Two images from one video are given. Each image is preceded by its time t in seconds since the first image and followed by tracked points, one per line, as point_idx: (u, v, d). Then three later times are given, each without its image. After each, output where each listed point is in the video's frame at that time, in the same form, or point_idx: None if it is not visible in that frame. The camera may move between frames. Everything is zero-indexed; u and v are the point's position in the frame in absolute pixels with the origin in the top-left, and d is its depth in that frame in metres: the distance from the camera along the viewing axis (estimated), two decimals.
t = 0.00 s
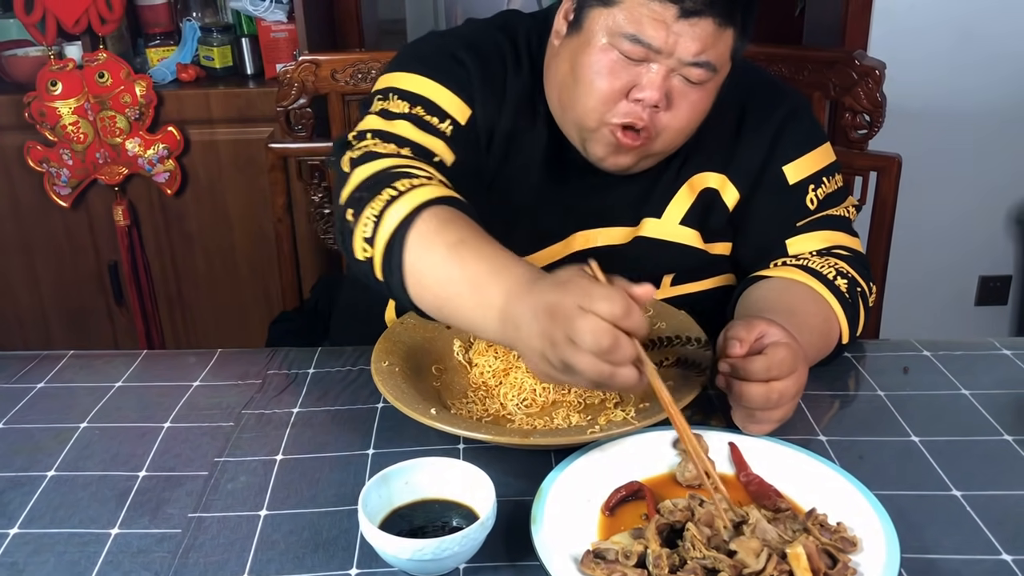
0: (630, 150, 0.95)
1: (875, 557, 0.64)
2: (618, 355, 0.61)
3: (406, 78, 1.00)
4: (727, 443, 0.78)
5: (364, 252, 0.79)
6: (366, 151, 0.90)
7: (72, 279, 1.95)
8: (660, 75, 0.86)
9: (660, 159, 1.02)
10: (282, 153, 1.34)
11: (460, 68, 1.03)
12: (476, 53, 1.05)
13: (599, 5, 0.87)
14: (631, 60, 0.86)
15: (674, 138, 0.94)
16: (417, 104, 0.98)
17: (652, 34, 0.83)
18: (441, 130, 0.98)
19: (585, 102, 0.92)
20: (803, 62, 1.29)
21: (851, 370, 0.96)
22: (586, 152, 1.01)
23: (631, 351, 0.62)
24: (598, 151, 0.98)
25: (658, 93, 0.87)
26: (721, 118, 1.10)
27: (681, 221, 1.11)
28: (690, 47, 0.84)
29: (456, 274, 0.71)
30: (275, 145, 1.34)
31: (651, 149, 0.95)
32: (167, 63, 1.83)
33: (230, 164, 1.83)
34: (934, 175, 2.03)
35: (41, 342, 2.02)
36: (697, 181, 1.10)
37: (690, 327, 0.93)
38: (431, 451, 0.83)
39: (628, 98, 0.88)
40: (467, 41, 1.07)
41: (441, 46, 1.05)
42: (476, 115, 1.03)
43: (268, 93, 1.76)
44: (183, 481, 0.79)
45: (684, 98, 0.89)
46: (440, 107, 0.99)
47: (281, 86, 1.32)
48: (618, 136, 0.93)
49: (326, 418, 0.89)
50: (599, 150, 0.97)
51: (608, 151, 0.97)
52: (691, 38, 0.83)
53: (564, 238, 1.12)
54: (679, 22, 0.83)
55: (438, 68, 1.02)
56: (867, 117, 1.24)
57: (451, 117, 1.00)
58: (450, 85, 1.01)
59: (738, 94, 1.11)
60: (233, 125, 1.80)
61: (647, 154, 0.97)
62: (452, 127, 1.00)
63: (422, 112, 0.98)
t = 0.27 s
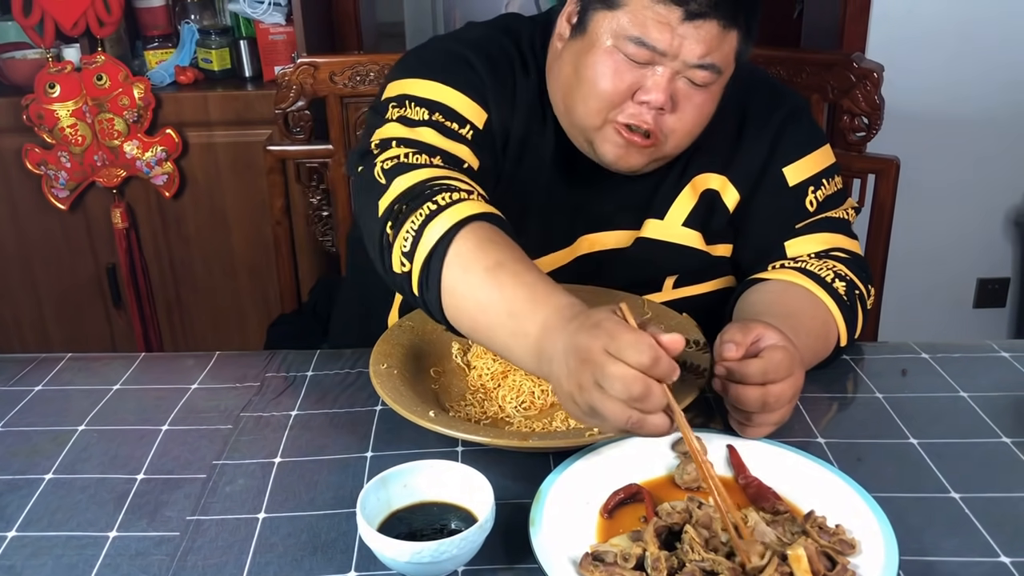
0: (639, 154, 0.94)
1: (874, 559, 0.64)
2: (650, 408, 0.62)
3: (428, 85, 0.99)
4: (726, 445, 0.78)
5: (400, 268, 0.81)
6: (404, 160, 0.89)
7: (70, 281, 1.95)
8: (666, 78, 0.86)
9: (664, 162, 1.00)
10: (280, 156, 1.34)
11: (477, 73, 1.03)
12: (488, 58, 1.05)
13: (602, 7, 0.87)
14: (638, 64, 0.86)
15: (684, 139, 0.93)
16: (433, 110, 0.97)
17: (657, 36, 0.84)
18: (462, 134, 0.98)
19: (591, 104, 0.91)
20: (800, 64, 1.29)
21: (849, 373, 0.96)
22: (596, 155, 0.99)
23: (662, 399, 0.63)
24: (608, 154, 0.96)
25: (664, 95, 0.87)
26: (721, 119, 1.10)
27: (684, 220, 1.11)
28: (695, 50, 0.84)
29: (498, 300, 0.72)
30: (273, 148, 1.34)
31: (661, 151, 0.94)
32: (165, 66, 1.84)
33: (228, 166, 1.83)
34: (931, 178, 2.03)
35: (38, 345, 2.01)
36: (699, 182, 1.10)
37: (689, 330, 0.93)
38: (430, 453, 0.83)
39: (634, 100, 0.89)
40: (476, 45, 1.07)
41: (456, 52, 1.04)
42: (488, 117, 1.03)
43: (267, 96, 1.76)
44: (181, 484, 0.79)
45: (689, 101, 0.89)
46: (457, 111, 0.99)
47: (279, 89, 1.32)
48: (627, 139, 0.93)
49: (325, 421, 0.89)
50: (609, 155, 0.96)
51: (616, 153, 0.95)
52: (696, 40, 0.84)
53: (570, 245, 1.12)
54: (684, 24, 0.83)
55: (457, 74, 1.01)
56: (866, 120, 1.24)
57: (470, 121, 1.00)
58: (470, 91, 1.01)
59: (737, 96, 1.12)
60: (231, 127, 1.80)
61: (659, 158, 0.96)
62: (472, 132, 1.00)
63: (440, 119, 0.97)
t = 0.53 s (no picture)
0: (628, 153, 0.96)
1: (872, 561, 0.64)
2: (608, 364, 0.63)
3: (415, 85, 0.99)
4: (724, 447, 0.79)
5: (370, 266, 0.81)
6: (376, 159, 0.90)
7: (69, 283, 1.95)
8: (661, 77, 0.86)
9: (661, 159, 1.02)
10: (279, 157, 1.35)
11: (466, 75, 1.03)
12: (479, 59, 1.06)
13: (599, 6, 0.87)
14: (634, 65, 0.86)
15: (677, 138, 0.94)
16: (416, 111, 0.98)
17: (652, 35, 0.84)
18: (443, 135, 0.98)
19: (584, 104, 0.92)
20: (799, 66, 1.29)
21: (848, 374, 0.96)
22: (583, 153, 1.00)
23: (617, 356, 0.64)
24: (594, 152, 0.98)
25: (658, 95, 0.87)
26: (719, 120, 1.10)
27: (682, 221, 1.11)
28: (690, 49, 0.84)
29: (462, 292, 0.73)
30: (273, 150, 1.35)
31: (651, 149, 0.96)
32: (165, 67, 1.84)
33: (227, 168, 1.83)
34: (930, 179, 2.04)
35: (37, 346, 2.01)
36: (697, 183, 1.10)
37: (688, 331, 0.93)
38: (429, 455, 0.83)
39: (629, 100, 0.89)
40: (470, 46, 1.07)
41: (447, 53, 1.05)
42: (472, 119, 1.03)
43: (265, 98, 1.76)
44: (180, 486, 0.79)
45: (684, 100, 0.89)
46: (440, 113, 0.99)
47: (278, 91, 1.32)
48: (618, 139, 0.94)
49: (325, 422, 0.89)
50: (597, 153, 0.97)
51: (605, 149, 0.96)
52: (691, 39, 0.84)
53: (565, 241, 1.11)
54: (680, 23, 0.83)
55: (444, 75, 1.02)
56: (864, 122, 1.24)
57: (452, 122, 1.00)
58: (456, 92, 1.01)
59: (735, 96, 1.12)
60: (230, 129, 1.80)
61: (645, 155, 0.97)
62: (454, 133, 1.00)
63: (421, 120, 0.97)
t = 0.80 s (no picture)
0: (632, 152, 0.95)
1: (874, 561, 0.64)
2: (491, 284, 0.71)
3: (380, 97, 1.04)
4: (725, 447, 0.78)
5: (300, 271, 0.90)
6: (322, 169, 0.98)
7: (70, 284, 1.95)
8: (661, 75, 0.86)
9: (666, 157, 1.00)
10: (280, 159, 1.35)
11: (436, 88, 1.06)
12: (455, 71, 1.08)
13: (600, 5, 0.88)
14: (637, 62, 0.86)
15: (679, 137, 0.93)
16: (372, 124, 1.03)
17: (653, 33, 0.84)
18: (390, 155, 1.03)
19: (586, 101, 0.91)
20: (799, 66, 1.29)
21: (848, 375, 0.96)
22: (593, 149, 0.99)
23: (502, 281, 0.72)
24: (601, 151, 0.96)
25: (659, 92, 0.87)
26: (721, 121, 1.10)
27: (682, 221, 1.10)
28: (690, 47, 0.85)
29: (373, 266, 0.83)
30: (273, 151, 1.36)
31: (656, 148, 0.94)
32: (165, 69, 1.84)
33: (227, 169, 1.83)
34: (930, 180, 2.04)
35: (37, 347, 2.01)
36: (697, 183, 1.10)
37: (688, 332, 0.93)
38: (430, 456, 0.83)
39: (629, 98, 0.89)
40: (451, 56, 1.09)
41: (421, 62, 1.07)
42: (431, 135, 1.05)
43: (266, 99, 1.76)
44: (181, 487, 0.79)
45: (685, 98, 0.89)
46: (394, 129, 1.03)
47: (279, 92, 1.33)
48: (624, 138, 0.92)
49: (325, 423, 0.89)
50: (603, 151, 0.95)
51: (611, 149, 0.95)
52: (691, 37, 0.84)
53: (559, 238, 1.10)
54: (680, 21, 0.84)
55: (413, 89, 1.05)
56: (864, 123, 1.24)
57: (405, 138, 1.03)
58: (421, 106, 1.04)
59: (736, 98, 1.12)
60: (230, 130, 1.80)
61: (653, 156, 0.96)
62: (404, 151, 1.04)
63: (371, 134, 1.03)
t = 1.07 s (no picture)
0: (618, 154, 0.94)
1: (875, 562, 0.64)
2: (307, 323, 0.87)
3: (342, 117, 1.11)
4: (727, 447, 0.78)
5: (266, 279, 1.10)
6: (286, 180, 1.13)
7: (72, 284, 1.95)
8: (648, 77, 0.86)
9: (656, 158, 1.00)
10: (281, 159, 1.35)
11: (388, 115, 1.09)
12: (410, 97, 1.09)
13: (588, 7, 0.88)
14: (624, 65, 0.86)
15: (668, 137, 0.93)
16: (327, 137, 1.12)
17: (640, 36, 0.84)
18: (330, 168, 1.11)
19: (574, 103, 0.92)
20: (801, 66, 1.29)
21: (850, 375, 0.96)
22: (575, 149, 0.99)
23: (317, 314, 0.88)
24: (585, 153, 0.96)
25: (646, 94, 0.87)
26: (722, 120, 1.10)
27: (676, 224, 1.10)
28: (677, 49, 0.84)
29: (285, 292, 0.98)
30: (275, 151, 1.36)
31: (643, 149, 0.94)
32: (167, 69, 1.83)
33: (229, 170, 1.83)
34: (932, 180, 2.03)
35: (39, 348, 2.01)
36: (694, 186, 1.09)
37: (690, 332, 0.93)
38: (431, 456, 0.84)
39: (616, 100, 0.89)
40: (415, 78, 1.10)
41: (380, 85, 1.10)
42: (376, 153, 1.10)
43: (268, 99, 1.76)
44: (183, 487, 0.79)
45: (673, 99, 0.89)
46: (342, 144, 1.11)
47: (280, 92, 1.33)
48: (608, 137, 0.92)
49: (327, 424, 0.89)
50: (588, 151, 0.95)
51: (595, 150, 0.95)
52: (678, 39, 0.84)
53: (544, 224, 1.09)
54: (667, 23, 0.84)
55: (367, 114, 1.09)
56: (865, 123, 1.24)
57: (346, 155, 1.10)
58: (369, 131, 1.09)
59: (737, 96, 1.11)
60: (232, 129, 1.80)
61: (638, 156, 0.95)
62: (345, 165, 1.10)
63: (322, 145, 1.12)
